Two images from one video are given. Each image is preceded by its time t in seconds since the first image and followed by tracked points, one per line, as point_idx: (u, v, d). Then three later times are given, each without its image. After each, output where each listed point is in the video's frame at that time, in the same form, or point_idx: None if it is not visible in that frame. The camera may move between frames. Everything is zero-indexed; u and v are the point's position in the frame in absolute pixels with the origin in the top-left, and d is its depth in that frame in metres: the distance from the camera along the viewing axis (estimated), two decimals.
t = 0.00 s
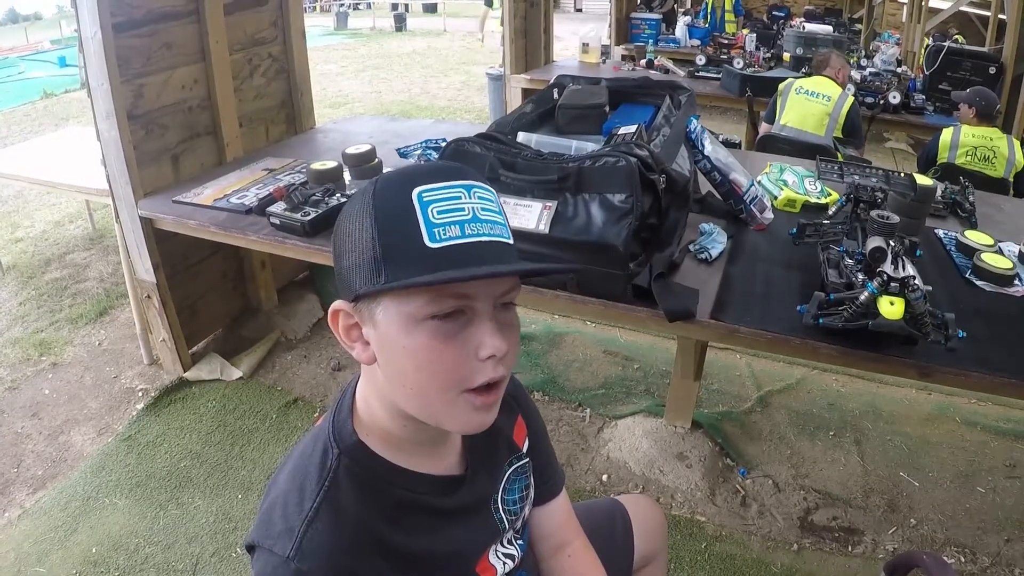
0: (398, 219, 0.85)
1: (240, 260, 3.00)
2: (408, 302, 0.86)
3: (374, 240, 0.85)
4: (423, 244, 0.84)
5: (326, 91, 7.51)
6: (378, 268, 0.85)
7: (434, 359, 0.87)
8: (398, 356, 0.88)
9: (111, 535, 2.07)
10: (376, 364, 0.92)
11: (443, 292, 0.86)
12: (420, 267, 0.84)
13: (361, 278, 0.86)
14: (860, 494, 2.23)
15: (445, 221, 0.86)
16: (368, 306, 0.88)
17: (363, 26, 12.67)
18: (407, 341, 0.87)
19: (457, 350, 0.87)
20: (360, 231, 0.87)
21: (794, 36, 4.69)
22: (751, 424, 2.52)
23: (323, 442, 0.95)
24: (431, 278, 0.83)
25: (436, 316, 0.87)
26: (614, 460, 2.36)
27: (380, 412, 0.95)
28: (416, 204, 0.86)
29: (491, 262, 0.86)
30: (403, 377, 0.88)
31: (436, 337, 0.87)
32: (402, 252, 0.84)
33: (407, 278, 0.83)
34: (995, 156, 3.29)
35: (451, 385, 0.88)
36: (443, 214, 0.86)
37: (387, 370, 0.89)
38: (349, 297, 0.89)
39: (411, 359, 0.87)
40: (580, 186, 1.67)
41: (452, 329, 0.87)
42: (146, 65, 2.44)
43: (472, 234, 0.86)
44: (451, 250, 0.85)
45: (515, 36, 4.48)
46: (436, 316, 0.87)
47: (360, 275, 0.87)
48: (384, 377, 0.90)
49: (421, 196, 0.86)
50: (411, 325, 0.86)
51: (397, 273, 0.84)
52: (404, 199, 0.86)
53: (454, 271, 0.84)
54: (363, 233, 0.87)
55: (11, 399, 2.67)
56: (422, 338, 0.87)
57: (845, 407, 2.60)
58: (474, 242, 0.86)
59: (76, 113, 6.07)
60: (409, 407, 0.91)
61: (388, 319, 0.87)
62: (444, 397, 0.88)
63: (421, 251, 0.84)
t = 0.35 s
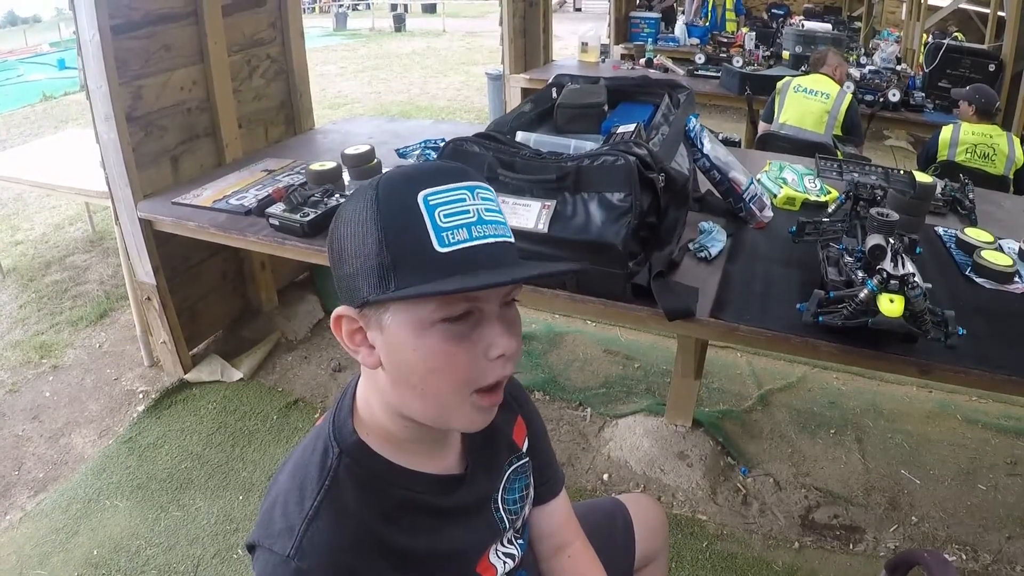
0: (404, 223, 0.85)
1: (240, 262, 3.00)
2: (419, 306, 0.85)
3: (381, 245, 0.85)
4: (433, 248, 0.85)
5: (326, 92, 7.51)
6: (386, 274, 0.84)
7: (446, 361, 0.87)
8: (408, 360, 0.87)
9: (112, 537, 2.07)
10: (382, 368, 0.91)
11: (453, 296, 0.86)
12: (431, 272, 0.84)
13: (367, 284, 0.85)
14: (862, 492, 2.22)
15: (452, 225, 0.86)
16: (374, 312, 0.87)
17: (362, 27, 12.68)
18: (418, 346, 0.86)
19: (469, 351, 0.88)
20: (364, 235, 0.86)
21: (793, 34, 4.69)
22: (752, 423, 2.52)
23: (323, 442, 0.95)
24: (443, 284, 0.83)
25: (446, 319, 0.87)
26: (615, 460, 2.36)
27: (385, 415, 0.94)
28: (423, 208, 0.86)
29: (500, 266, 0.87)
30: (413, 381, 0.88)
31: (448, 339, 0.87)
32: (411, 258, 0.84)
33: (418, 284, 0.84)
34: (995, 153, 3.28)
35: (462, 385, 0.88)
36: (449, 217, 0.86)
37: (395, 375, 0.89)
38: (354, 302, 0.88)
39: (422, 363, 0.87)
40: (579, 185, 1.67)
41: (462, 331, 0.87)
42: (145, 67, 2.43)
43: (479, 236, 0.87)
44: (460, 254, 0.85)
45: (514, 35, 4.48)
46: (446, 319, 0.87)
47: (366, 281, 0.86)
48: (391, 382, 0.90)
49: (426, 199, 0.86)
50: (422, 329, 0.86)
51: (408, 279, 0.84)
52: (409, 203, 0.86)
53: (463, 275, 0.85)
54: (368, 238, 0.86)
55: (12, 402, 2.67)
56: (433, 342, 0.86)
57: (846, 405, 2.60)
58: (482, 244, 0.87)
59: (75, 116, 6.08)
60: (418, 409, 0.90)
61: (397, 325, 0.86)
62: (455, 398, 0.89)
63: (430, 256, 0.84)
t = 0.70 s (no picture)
0: (392, 227, 0.84)
1: (238, 263, 3.00)
2: (411, 310, 0.85)
3: (371, 250, 0.84)
4: (422, 253, 0.84)
5: (324, 92, 7.50)
6: (376, 280, 0.84)
7: (439, 363, 0.87)
8: (401, 364, 0.87)
9: (111, 539, 2.06)
10: (375, 373, 0.91)
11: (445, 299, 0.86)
12: (421, 276, 0.84)
13: (358, 290, 0.85)
14: (861, 490, 2.22)
15: (440, 228, 0.86)
16: (366, 317, 0.87)
17: (360, 27, 12.67)
18: (411, 350, 0.86)
19: (461, 353, 0.88)
20: (354, 240, 0.85)
21: (791, 32, 4.68)
22: (751, 422, 2.52)
23: (319, 446, 0.95)
24: (433, 288, 0.83)
25: (439, 321, 0.86)
26: (614, 459, 2.36)
27: (380, 420, 0.94)
28: (411, 211, 0.85)
29: (492, 267, 0.87)
30: (406, 385, 0.88)
31: (441, 342, 0.87)
32: (401, 263, 0.84)
33: (409, 289, 0.83)
34: (993, 151, 3.28)
35: (456, 388, 0.88)
36: (437, 220, 0.86)
37: (389, 380, 0.89)
38: (345, 307, 0.87)
39: (416, 366, 0.87)
40: (577, 185, 1.67)
41: (455, 333, 0.87)
42: (142, 68, 2.43)
43: (468, 238, 0.87)
44: (449, 257, 0.85)
45: (512, 35, 4.47)
46: (438, 322, 0.87)
47: (357, 287, 0.85)
48: (385, 386, 0.90)
49: (414, 203, 0.86)
50: (414, 332, 0.86)
51: (398, 284, 0.84)
52: (397, 207, 0.85)
53: (453, 278, 0.85)
54: (355, 244, 0.85)
55: (10, 404, 2.67)
56: (426, 345, 0.86)
57: (845, 403, 2.60)
58: (472, 247, 0.87)
59: (73, 117, 6.07)
60: (412, 413, 0.90)
61: (390, 329, 0.86)
62: (450, 400, 0.88)
63: (420, 260, 0.84)
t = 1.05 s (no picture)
0: (382, 229, 0.84)
1: (236, 263, 2.99)
2: (404, 312, 0.85)
3: (362, 253, 0.84)
4: (413, 255, 0.84)
5: (322, 93, 7.50)
6: (369, 284, 0.84)
7: (434, 365, 0.86)
8: (396, 366, 0.87)
9: (110, 541, 2.06)
10: (370, 375, 0.90)
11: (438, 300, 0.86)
12: (413, 279, 0.84)
13: (350, 293, 0.85)
14: (861, 490, 2.22)
15: (431, 229, 0.86)
16: (359, 320, 0.87)
17: (358, 27, 12.67)
18: (405, 352, 0.86)
19: (456, 354, 0.87)
20: (344, 244, 0.85)
21: (789, 31, 4.67)
22: (751, 421, 2.51)
23: (318, 448, 0.94)
24: (426, 291, 0.83)
25: (432, 323, 0.86)
26: (613, 459, 2.36)
27: (377, 422, 0.94)
28: (401, 213, 0.85)
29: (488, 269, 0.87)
30: (401, 388, 0.88)
31: (435, 343, 0.86)
32: (393, 266, 0.83)
33: (402, 292, 0.83)
34: (992, 149, 3.28)
35: (452, 388, 0.88)
36: (428, 221, 0.86)
37: (384, 382, 0.88)
38: (338, 311, 0.87)
39: (411, 368, 0.86)
40: (576, 185, 1.66)
41: (448, 334, 0.87)
42: (139, 69, 2.42)
43: (459, 238, 0.87)
44: (441, 258, 0.85)
45: (510, 35, 4.47)
46: (432, 323, 0.86)
47: (349, 290, 0.85)
48: (380, 388, 0.89)
49: (404, 205, 0.85)
50: (409, 334, 0.86)
51: (391, 287, 0.83)
52: (386, 209, 0.85)
53: (444, 279, 0.85)
54: (345, 247, 0.85)
55: (8, 406, 2.66)
56: (421, 346, 0.86)
57: (844, 403, 2.60)
58: (463, 246, 0.87)
59: (71, 118, 6.06)
60: (408, 414, 0.90)
61: (384, 332, 0.86)
62: (445, 401, 0.88)
63: (412, 262, 0.84)
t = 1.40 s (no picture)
0: (377, 234, 0.84)
1: (237, 264, 2.99)
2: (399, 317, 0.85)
3: (357, 258, 0.84)
4: (408, 261, 0.84)
5: (322, 93, 7.51)
6: (363, 290, 0.84)
7: (429, 369, 0.86)
8: (391, 370, 0.87)
9: (111, 542, 2.06)
10: (366, 377, 0.90)
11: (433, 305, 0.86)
12: (407, 285, 0.84)
13: (345, 298, 0.85)
14: (862, 489, 2.22)
15: (427, 235, 0.86)
16: (355, 323, 0.87)
17: (357, 28, 12.68)
18: (400, 356, 0.86)
19: (450, 358, 0.87)
20: (339, 249, 0.85)
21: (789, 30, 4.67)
22: (751, 421, 2.52)
23: (317, 447, 0.95)
24: (419, 298, 0.83)
25: (427, 327, 0.86)
26: (614, 459, 2.36)
27: (375, 423, 0.94)
28: (396, 219, 0.85)
29: (485, 272, 0.87)
30: (397, 392, 0.88)
31: (430, 348, 0.86)
32: (387, 272, 0.83)
33: (397, 298, 0.83)
34: (991, 148, 3.29)
35: (446, 392, 0.88)
36: (423, 227, 0.86)
37: (379, 385, 0.89)
38: (334, 314, 0.87)
39: (406, 372, 0.87)
40: (576, 185, 1.66)
41: (443, 339, 0.87)
42: (139, 70, 2.42)
43: (454, 244, 0.87)
44: (436, 264, 0.85)
45: (509, 35, 4.47)
46: (427, 327, 0.86)
47: (344, 295, 0.85)
48: (376, 391, 0.90)
49: (399, 210, 0.85)
50: (403, 339, 0.86)
51: (385, 293, 0.84)
52: (382, 214, 0.84)
53: (438, 285, 0.85)
54: (340, 251, 0.85)
55: (9, 407, 2.66)
56: (416, 351, 0.86)
57: (845, 402, 2.60)
58: (458, 252, 0.87)
59: (71, 119, 6.07)
60: (404, 417, 0.90)
61: (379, 335, 0.86)
62: (440, 404, 0.88)
63: (406, 268, 0.84)
